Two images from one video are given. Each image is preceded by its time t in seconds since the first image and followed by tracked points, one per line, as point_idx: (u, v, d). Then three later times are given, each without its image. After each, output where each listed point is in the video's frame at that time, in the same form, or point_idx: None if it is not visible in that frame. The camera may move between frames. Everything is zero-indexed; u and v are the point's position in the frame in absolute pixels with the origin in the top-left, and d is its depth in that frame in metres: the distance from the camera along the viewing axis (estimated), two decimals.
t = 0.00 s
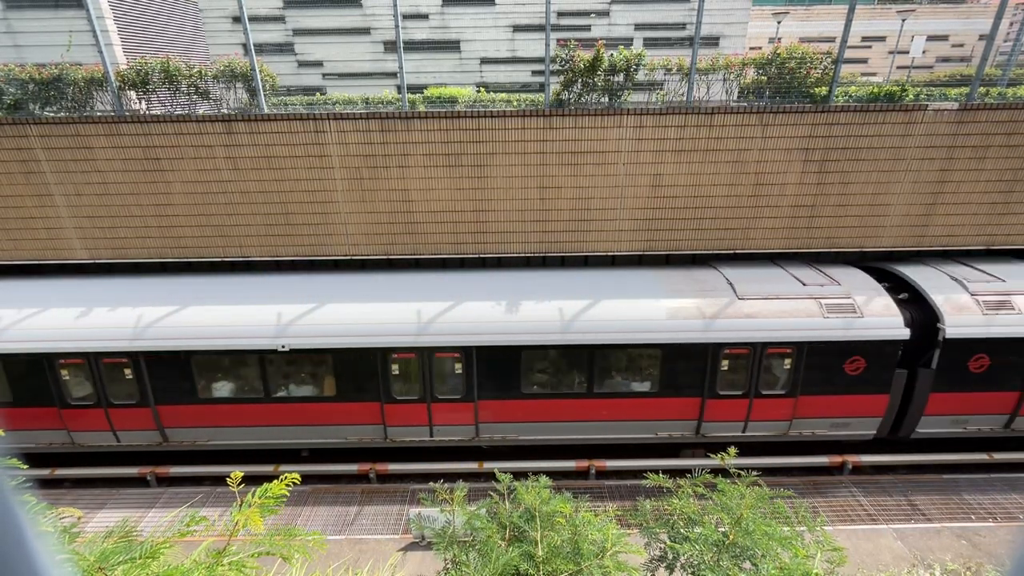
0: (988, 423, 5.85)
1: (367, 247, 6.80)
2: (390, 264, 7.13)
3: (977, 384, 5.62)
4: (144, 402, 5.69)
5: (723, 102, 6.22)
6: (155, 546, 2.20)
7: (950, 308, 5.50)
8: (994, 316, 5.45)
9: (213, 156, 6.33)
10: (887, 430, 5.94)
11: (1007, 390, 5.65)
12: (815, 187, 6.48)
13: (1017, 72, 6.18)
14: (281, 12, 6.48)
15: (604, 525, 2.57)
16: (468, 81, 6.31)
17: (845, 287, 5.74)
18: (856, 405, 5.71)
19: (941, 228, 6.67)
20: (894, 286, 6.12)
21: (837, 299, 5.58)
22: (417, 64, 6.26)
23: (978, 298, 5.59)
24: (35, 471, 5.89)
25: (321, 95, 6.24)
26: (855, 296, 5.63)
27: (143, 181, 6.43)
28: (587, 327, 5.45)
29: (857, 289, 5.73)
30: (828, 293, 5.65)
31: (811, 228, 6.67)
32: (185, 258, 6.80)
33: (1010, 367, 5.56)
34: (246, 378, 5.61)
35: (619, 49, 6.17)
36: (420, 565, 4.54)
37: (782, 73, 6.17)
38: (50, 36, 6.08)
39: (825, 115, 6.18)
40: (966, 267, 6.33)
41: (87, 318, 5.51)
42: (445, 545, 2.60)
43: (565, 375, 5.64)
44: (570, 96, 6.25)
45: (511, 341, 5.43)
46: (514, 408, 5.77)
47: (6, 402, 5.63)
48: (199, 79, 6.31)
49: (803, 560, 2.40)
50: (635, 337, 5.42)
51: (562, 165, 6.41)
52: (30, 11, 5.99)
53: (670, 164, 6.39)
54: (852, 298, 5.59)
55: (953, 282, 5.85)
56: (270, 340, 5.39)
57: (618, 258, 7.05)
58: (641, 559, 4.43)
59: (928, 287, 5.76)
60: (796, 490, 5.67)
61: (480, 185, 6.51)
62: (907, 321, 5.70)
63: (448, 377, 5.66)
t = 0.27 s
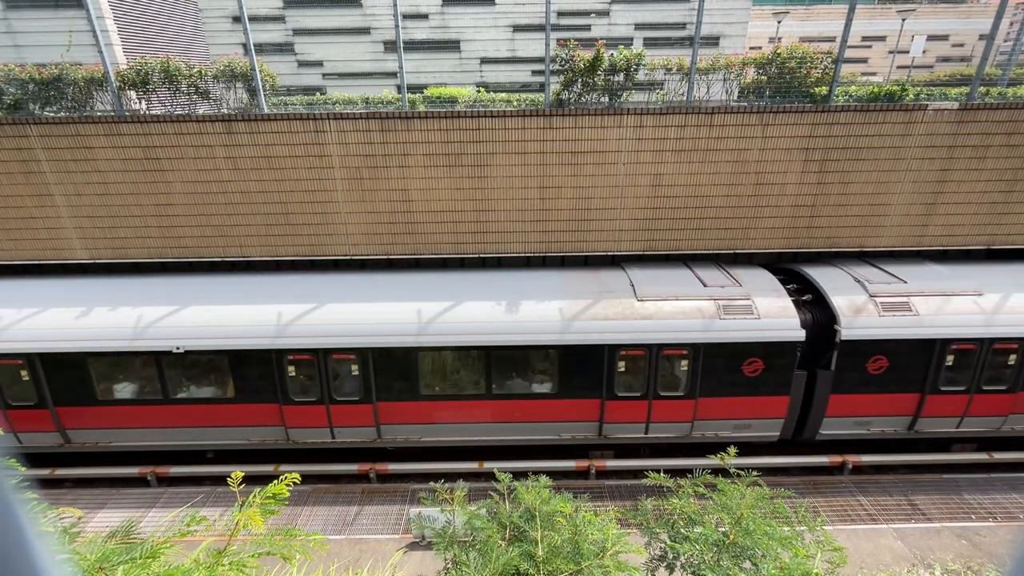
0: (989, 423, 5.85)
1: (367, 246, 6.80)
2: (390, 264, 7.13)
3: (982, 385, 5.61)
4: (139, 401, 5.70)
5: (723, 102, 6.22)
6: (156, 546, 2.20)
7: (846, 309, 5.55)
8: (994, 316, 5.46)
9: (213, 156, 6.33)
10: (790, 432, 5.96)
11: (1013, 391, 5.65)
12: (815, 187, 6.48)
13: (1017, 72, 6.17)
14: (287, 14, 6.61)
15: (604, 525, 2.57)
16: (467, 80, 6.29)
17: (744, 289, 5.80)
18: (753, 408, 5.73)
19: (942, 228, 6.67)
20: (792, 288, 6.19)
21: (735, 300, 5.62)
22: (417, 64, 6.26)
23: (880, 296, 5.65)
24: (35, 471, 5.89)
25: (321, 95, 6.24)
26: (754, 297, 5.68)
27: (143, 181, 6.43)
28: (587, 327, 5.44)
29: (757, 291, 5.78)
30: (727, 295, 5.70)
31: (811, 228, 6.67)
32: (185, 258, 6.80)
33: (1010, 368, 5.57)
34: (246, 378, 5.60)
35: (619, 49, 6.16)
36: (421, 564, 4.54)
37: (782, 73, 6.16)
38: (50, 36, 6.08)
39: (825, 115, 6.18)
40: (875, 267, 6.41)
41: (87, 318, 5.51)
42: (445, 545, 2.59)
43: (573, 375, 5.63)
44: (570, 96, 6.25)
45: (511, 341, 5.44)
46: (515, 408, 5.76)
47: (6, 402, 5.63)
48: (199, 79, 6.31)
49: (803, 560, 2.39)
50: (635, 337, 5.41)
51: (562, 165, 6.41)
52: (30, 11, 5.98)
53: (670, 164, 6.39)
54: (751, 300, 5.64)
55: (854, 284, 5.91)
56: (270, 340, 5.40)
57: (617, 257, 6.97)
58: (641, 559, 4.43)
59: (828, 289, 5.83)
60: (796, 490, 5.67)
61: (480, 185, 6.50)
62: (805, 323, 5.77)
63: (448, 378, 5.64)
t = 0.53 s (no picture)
0: (986, 423, 5.87)
1: (367, 246, 6.80)
2: (390, 264, 7.13)
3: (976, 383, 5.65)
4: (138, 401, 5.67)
5: (723, 102, 6.22)
6: (156, 546, 2.19)
7: (744, 310, 5.56)
8: (993, 316, 5.47)
9: (213, 156, 6.33)
10: (695, 434, 5.93)
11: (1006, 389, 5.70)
12: (815, 187, 6.48)
13: (1017, 72, 6.17)
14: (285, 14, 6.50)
15: (604, 525, 2.57)
16: (467, 80, 6.30)
17: (646, 289, 5.84)
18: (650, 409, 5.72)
19: (942, 228, 6.67)
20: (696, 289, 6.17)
21: (634, 301, 5.66)
22: (417, 64, 6.27)
23: (780, 297, 5.67)
24: (35, 471, 5.89)
25: (321, 95, 6.24)
26: (655, 298, 5.72)
27: (143, 181, 6.43)
28: (587, 327, 5.46)
29: (656, 291, 5.82)
30: (626, 295, 5.73)
31: (811, 228, 6.67)
32: (185, 258, 6.80)
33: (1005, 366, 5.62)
34: (246, 378, 5.59)
35: (619, 49, 6.16)
36: (421, 564, 4.54)
37: (782, 73, 6.16)
38: (50, 36, 6.07)
39: (825, 115, 6.18)
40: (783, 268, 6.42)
41: (87, 318, 5.51)
42: (445, 545, 2.59)
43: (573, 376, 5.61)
44: (570, 96, 6.25)
45: (512, 341, 5.44)
46: (515, 409, 5.74)
47: (5, 402, 5.62)
48: (199, 79, 6.30)
49: (803, 560, 2.39)
50: (634, 335, 5.46)
51: (562, 165, 6.41)
52: (30, 11, 5.98)
53: (670, 164, 6.39)
54: (651, 301, 5.68)
55: (757, 284, 5.91)
56: (270, 340, 5.40)
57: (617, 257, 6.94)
58: (641, 558, 4.44)
59: (732, 290, 5.81)
60: (796, 489, 5.68)
61: (480, 184, 6.50)
62: (709, 324, 5.74)
63: (448, 378, 5.63)
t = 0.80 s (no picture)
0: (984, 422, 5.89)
1: (367, 246, 6.80)
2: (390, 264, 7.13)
3: (971, 381, 5.70)
4: (140, 401, 5.66)
5: (723, 102, 6.22)
6: (156, 545, 2.19)
7: (644, 311, 5.58)
8: (993, 316, 5.48)
9: (213, 156, 6.33)
10: (602, 435, 5.94)
11: (1004, 389, 5.71)
12: (815, 187, 6.48)
13: (1017, 71, 6.17)
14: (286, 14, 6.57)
15: (605, 525, 2.57)
16: (467, 80, 6.29)
17: (549, 291, 5.85)
18: (552, 411, 5.74)
19: (941, 228, 6.67)
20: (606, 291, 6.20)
21: (535, 303, 5.67)
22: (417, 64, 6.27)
23: (685, 298, 5.67)
24: (35, 471, 5.89)
25: (322, 95, 6.24)
26: (557, 299, 5.73)
27: (144, 181, 6.43)
28: (587, 327, 5.47)
29: (562, 293, 5.84)
30: (530, 297, 5.75)
31: (811, 228, 6.67)
32: (185, 258, 6.80)
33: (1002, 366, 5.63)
34: (246, 377, 5.60)
35: (619, 49, 6.15)
36: (421, 564, 4.54)
37: (782, 73, 6.16)
38: (50, 36, 6.07)
39: (825, 114, 6.18)
40: (693, 270, 6.43)
41: (87, 318, 5.51)
42: (445, 545, 2.59)
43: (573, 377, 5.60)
44: (570, 96, 6.25)
45: (512, 341, 5.44)
46: (515, 409, 5.74)
47: (5, 402, 5.61)
48: (199, 79, 6.31)
49: (803, 560, 2.40)
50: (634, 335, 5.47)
51: (562, 165, 6.41)
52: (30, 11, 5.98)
53: (670, 164, 6.39)
54: (553, 302, 5.69)
55: (665, 285, 5.95)
56: (270, 339, 5.40)
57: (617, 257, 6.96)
58: (641, 558, 4.45)
59: (636, 292, 5.83)
60: (796, 489, 5.68)
61: (480, 184, 6.50)
62: (612, 324, 5.78)
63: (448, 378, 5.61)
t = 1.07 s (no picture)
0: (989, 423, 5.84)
1: (367, 246, 6.80)
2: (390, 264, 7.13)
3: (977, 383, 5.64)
4: (140, 401, 5.65)
5: (723, 101, 6.23)
6: (156, 545, 2.19)
7: (549, 312, 5.59)
8: (994, 316, 5.46)
9: (213, 156, 6.33)
10: (508, 434, 5.93)
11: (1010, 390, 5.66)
12: (815, 186, 6.48)
13: (1017, 71, 6.17)
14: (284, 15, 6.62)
15: (605, 525, 2.57)
16: (467, 80, 6.26)
17: (456, 293, 5.86)
18: (456, 410, 5.71)
19: (941, 228, 6.67)
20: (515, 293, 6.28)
21: (437, 304, 5.69)
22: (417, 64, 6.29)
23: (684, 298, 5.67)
24: (35, 471, 5.89)
25: (321, 95, 6.24)
26: (461, 301, 5.75)
27: (144, 181, 6.43)
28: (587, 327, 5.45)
29: (466, 295, 5.85)
30: (435, 298, 5.77)
31: (811, 228, 6.66)
32: (185, 258, 6.80)
33: (1008, 368, 5.56)
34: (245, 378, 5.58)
35: (619, 49, 6.15)
36: (421, 564, 4.55)
37: (782, 73, 6.16)
38: (50, 36, 6.07)
39: (825, 114, 6.18)
40: (606, 271, 6.42)
41: (87, 318, 5.51)
42: (445, 545, 2.59)
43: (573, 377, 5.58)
44: (570, 96, 6.25)
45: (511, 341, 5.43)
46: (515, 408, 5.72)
47: (4, 403, 5.60)
48: (199, 79, 6.30)
49: (803, 560, 2.40)
50: (634, 336, 5.42)
51: (562, 165, 6.41)
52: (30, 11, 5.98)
53: (670, 164, 6.39)
54: (455, 304, 5.70)
55: (570, 286, 5.99)
56: (270, 339, 5.39)
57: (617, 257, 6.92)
58: (641, 558, 4.47)
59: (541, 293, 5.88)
60: (796, 489, 5.68)
61: (480, 184, 6.50)
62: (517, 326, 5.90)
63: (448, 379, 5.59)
